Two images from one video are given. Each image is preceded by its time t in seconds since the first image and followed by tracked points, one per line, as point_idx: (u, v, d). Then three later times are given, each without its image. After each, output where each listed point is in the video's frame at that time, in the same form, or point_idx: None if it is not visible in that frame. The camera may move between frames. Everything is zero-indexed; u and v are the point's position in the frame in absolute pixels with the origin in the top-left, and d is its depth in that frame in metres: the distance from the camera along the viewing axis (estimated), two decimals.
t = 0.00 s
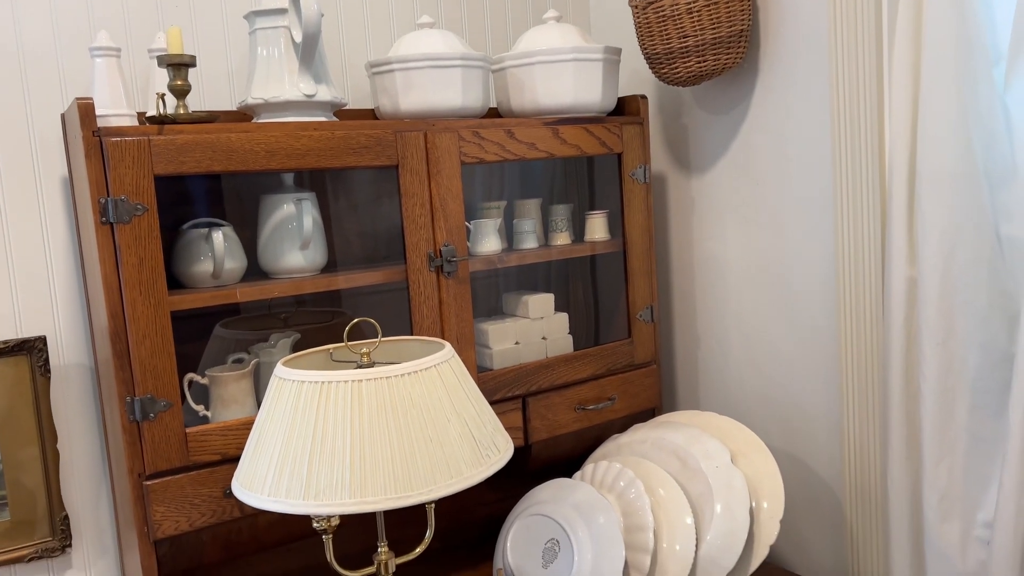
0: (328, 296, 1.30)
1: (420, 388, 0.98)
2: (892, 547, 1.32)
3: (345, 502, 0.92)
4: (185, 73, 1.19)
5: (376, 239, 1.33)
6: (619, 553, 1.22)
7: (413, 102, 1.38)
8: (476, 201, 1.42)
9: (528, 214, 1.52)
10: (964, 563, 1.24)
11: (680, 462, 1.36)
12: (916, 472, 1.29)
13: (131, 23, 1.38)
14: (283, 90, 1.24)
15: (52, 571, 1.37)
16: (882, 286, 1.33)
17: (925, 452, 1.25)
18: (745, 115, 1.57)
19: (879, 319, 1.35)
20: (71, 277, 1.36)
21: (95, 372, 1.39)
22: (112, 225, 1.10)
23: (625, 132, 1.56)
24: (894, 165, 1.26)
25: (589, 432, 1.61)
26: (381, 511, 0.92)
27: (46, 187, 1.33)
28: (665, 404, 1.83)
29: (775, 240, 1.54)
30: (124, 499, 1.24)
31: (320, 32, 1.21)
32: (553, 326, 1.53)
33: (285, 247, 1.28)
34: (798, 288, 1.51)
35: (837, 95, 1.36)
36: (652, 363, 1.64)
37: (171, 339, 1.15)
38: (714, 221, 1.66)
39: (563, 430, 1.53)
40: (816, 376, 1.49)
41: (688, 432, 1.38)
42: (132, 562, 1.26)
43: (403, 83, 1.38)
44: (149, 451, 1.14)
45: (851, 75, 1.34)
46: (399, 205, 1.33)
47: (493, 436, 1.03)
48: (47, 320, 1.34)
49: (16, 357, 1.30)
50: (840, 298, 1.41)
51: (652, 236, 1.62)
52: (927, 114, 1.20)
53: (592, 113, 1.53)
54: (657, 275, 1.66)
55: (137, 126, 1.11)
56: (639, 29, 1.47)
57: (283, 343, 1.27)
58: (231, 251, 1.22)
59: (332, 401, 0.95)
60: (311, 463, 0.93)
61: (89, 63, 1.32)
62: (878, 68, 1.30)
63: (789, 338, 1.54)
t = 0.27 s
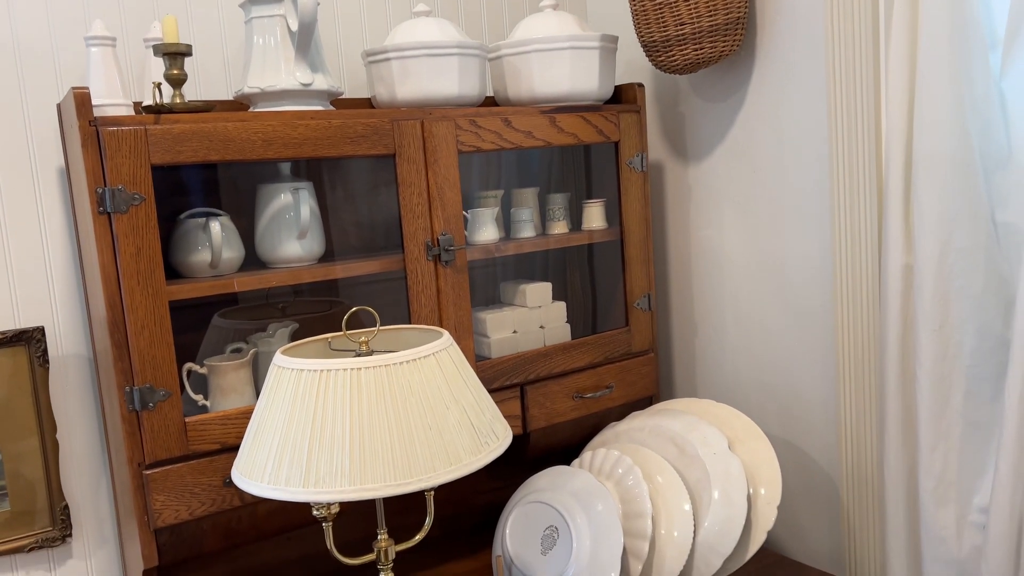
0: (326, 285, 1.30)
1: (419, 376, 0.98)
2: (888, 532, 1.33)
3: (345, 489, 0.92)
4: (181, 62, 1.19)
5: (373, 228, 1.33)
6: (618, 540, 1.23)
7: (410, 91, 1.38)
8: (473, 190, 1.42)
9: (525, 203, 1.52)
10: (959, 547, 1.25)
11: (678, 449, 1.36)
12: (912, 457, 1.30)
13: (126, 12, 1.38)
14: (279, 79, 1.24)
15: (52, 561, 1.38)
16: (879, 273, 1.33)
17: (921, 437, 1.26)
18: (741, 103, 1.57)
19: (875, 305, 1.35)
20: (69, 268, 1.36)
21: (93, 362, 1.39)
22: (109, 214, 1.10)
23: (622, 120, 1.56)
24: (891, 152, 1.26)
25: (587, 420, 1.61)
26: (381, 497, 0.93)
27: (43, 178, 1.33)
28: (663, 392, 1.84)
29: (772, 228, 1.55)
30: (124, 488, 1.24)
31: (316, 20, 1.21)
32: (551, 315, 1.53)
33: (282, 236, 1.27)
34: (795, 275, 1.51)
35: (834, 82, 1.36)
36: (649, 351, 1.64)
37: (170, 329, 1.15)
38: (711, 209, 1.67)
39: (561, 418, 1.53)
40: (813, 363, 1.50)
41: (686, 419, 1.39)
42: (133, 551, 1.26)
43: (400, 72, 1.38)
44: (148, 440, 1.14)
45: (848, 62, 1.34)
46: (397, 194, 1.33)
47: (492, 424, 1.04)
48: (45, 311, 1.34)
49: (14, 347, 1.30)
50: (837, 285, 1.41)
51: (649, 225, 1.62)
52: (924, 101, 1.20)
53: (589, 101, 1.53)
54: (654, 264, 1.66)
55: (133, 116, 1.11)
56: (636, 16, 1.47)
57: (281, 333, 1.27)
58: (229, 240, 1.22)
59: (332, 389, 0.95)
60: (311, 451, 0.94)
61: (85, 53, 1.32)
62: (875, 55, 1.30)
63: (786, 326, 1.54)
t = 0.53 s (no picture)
0: (327, 279, 1.31)
1: (422, 368, 0.99)
2: (885, 520, 1.34)
3: (350, 480, 0.93)
4: (182, 57, 1.19)
5: (374, 222, 1.34)
6: (619, 529, 1.24)
7: (409, 85, 1.38)
8: (473, 183, 1.42)
9: (524, 196, 1.53)
10: (956, 534, 1.27)
11: (678, 438, 1.37)
12: (909, 446, 1.32)
13: (125, 7, 1.38)
14: (280, 73, 1.24)
15: (57, 554, 1.39)
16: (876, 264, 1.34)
17: (917, 426, 1.27)
18: (739, 95, 1.58)
19: (872, 296, 1.36)
20: (71, 263, 1.37)
21: (96, 356, 1.39)
22: (111, 209, 1.10)
23: (621, 113, 1.57)
24: (888, 143, 1.27)
25: (587, 411, 1.63)
26: (385, 488, 0.94)
27: (44, 173, 1.34)
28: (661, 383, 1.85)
29: (769, 219, 1.56)
30: (128, 481, 1.25)
31: (316, 15, 1.21)
32: (551, 307, 1.54)
33: (284, 230, 1.28)
34: (793, 266, 1.52)
35: (832, 74, 1.37)
36: (648, 342, 1.65)
37: (173, 323, 1.16)
38: (710, 201, 1.67)
39: (561, 409, 1.54)
40: (811, 353, 1.51)
41: (685, 410, 1.40)
42: (137, 543, 1.27)
43: (399, 66, 1.38)
44: (152, 433, 1.15)
45: (845, 54, 1.35)
46: (397, 187, 1.33)
47: (494, 415, 1.05)
48: (47, 306, 1.35)
49: (17, 342, 1.31)
50: (834, 276, 1.43)
51: (648, 217, 1.63)
52: (921, 92, 1.21)
53: (588, 94, 1.54)
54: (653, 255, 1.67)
55: (135, 111, 1.12)
56: (634, 9, 1.47)
57: (283, 326, 1.28)
58: (231, 235, 1.23)
59: (335, 382, 0.96)
60: (315, 443, 0.95)
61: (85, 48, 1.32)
62: (872, 48, 1.31)
63: (785, 317, 1.56)
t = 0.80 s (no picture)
0: (332, 266, 1.33)
1: (429, 351, 1.01)
2: (880, 500, 1.37)
3: (359, 460, 0.95)
4: (188, 47, 1.21)
5: (377, 210, 1.36)
6: (620, 510, 1.27)
7: (411, 75, 1.40)
8: (474, 172, 1.44)
9: (524, 184, 1.54)
10: (949, 514, 1.30)
11: (677, 422, 1.40)
12: (904, 428, 1.34)
13: None
14: (284, 63, 1.26)
15: (67, 539, 1.41)
16: (871, 249, 1.37)
17: (912, 408, 1.30)
18: (736, 84, 1.60)
19: (868, 281, 1.39)
20: (78, 252, 1.38)
21: (103, 344, 1.41)
22: (120, 197, 1.12)
23: (620, 102, 1.59)
24: (883, 131, 1.29)
25: (587, 397, 1.65)
26: (393, 468, 0.96)
27: (51, 163, 1.35)
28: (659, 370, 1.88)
29: (766, 206, 1.58)
30: (138, 466, 1.27)
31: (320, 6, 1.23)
32: (551, 294, 1.57)
33: (288, 218, 1.30)
34: (790, 253, 1.55)
35: (828, 62, 1.39)
36: (647, 328, 1.68)
37: (181, 309, 1.17)
38: (707, 189, 1.70)
39: (562, 394, 1.57)
40: (807, 338, 1.54)
41: (684, 394, 1.43)
42: (147, 527, 1.30)
43: (401, 56, 1.40)
44: (162, 418, 1.17)
45: (841, 42, 1.37)
46: (400, 176, 1.35)
47: (499, 398, 1.07)
48: (55, 294, 1.37)
49: (26, 330, 1.32)
50: (830, 262, 1.45)
51: (646, 205, 1.65)
52: (915, 80, 1.23)
53: (587, 83, 1.56)
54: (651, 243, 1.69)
55: (142, 101, 1.13)
56: None
57: (288, 314, 1.30)
58: (237, 223, 1.25)
59: (344, 365, 0.99)
60: (325, 425, 0.97)
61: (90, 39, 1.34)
62: (866, 37, 1.33)
63: (781, 303, 1.58)
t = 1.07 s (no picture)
0: (344, 253, 1.36)
1: (443, 333, 1.05)
2: (877, 478, 1.42)
3: (378, 436, 0.99)
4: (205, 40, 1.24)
5: (389, 199, 1.40)
6: (625, 488, 1.31)
7: (420, 67, 1.43)
8: (482, 162, 1.48)
9: (529, 174, 1.58)
10: (944, 491, 1.34)
11: (679, 404, 1.44)
12: (899, 408, 1.38)
13: None
14: (298, 55, 1.30)
15: (86, 520, 1.44)
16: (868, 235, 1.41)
17: (907, 388, 1.34)
18: (735, 76, 1.64)
19: (864, 266, 1.43)
20: (96, 241, 1.42)
21: (121, 330, 1.45)
22: (142, 185, 1.16)
23: (622, 93, 1.63)
24: (879, 120, 1.34)
25: (591, 381, 1.69)
26: (411, 444, 1.00)
27: (69, 153, 1.39)
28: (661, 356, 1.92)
29: (765, 195, 1.62)
30: (157, 447, 1.31)
31: None
32: (556, 282, 1.60)
33: (302, 207, 1.34)
34: (788, 240, 1.59)
35: (826, 54, 1.43)
36: (650, 315, 1.72)
37: (201, 294, 1.21)
38: (708, 178, 1.73)
39: (567, 379, 1.61)
40: (806, 323, 1.58)
41: (686, 377, 1.47)
42: (166, 507, 1.33)
43: (410, 48, 1.43)
44: (183, 400, 1.20)
45: (838, 34, 1.41)
46: (411, 165, 1.39)
47: (510, 378, 1.11)
48: (74, 282, 1.40)
49: (47, 316, 1.36)
50: (828, 248, 1.49)
51: (648, 194, 1.69)
52: (910, 70, 1.27)
53: (591, 75, 1.60)
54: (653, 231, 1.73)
55: (162, 92, 1.17)
56: None
57: (301, 300, 1.34)
58: (252, 212, 1.28)
59: (362, 346, 1.02)
60: (345, 403, 1.01)
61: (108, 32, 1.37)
62: (863, 28, 1.37)
63: (780, 289, 1.62)
